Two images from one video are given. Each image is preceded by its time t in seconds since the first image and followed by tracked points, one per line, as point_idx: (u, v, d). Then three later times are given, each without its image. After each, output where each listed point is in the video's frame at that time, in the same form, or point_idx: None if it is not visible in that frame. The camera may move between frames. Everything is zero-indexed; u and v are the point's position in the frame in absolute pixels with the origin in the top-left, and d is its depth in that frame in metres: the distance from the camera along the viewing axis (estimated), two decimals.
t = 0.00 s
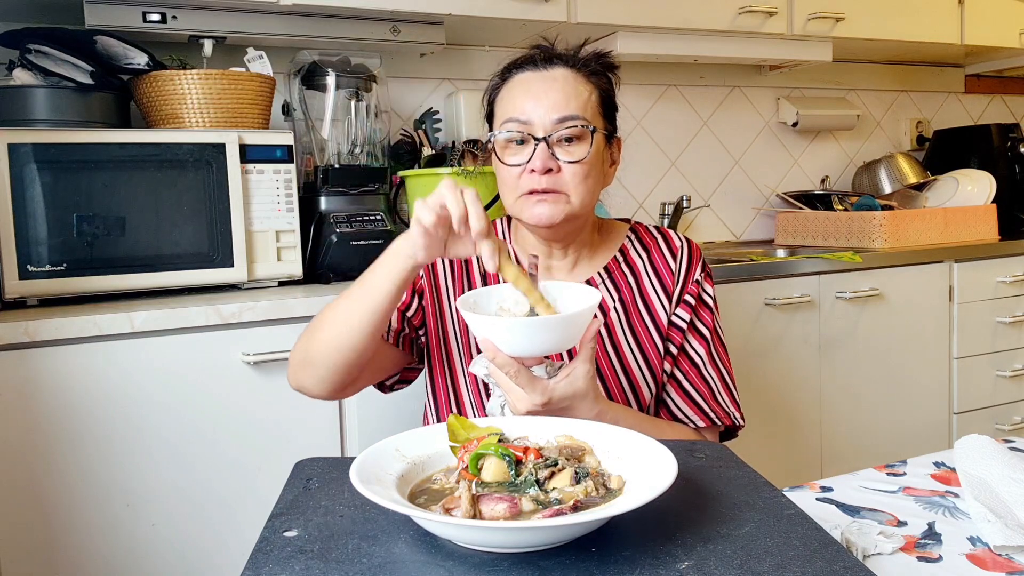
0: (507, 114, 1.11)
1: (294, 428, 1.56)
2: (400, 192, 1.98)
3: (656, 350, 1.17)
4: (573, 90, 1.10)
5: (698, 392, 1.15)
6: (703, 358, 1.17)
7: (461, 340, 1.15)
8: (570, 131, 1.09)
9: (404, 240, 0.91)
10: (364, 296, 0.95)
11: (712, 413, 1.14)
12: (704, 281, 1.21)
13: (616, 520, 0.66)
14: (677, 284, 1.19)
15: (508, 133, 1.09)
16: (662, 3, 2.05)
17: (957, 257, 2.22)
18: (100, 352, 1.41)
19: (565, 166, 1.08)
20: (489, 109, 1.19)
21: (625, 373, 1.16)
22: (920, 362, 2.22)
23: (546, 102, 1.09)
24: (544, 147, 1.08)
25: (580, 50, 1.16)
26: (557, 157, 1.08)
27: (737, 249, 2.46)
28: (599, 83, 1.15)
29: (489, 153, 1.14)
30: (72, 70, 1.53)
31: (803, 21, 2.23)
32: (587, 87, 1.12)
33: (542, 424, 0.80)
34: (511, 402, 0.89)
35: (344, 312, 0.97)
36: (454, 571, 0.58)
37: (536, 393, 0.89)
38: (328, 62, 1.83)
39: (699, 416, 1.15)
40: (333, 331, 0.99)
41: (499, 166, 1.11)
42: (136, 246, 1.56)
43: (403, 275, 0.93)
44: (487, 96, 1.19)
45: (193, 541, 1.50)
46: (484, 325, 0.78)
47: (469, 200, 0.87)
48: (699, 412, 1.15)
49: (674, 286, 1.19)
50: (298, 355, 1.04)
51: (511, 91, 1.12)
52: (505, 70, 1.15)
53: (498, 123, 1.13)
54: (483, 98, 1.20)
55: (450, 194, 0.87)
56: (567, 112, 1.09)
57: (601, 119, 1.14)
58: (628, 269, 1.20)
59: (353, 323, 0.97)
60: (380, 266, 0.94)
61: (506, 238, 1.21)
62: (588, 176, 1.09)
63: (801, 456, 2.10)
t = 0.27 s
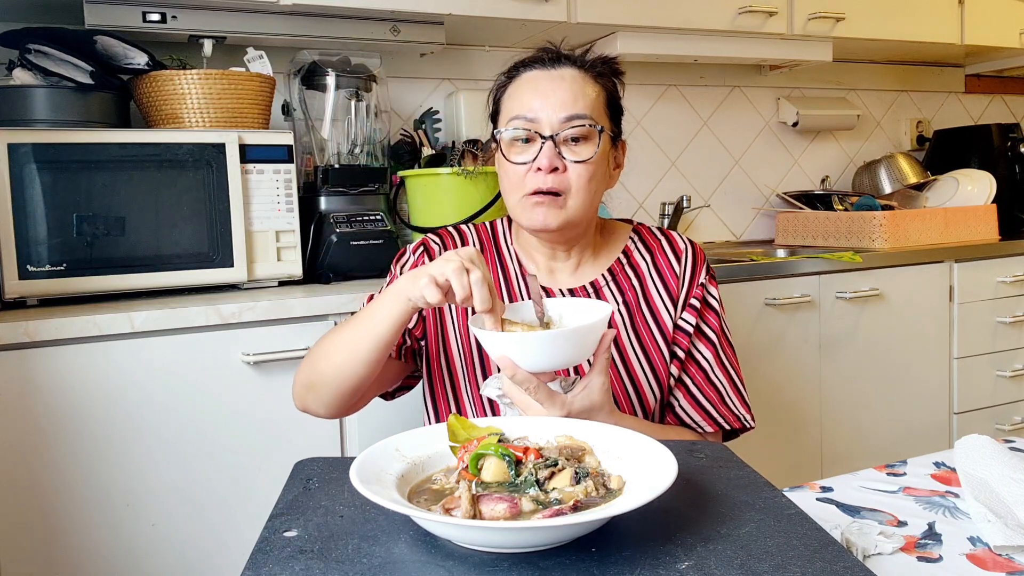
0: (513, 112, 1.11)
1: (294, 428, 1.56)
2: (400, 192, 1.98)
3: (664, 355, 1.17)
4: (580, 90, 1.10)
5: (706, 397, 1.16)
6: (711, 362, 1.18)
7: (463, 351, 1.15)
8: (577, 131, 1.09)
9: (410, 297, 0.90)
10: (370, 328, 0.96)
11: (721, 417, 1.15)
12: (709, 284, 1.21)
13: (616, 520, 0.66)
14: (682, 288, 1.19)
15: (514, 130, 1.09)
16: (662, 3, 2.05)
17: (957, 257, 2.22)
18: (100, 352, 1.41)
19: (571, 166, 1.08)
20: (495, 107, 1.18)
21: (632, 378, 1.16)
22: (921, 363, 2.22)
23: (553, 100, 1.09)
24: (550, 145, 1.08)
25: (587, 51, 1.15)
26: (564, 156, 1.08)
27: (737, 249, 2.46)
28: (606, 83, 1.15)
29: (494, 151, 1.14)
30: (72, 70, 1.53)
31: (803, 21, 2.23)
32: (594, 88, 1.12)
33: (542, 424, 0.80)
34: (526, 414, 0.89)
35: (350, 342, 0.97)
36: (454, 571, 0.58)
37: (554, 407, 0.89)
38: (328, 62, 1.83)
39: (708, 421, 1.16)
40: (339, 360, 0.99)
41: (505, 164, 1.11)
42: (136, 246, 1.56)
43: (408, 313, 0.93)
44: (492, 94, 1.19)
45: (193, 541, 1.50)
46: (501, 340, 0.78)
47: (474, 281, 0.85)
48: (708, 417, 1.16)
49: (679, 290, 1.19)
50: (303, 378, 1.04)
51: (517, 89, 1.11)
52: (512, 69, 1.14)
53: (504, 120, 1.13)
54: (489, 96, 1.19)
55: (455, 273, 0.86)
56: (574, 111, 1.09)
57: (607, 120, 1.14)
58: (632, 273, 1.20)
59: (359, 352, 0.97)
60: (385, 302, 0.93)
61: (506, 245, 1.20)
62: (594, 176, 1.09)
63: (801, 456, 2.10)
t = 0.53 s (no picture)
0: (518, 115, 1.10)
1: (293, 428, 1.56)
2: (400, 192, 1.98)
3: (666, 356, 1.17)
4: (586, 94, 1.10)
5: (707, 398, 1.16)
6: (713, 363, 1.18)
7: (466, 354, 1.15)
8: (583, 137, 1.08)
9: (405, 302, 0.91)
10: (371, 334, 0.96)
11: (723, 418, 1.15)
12: (711, 285, 1.21)
13: (616, 520, 0.66)
14: (684, 289, 1.19)
15: (518, 136, 1.08)
16: (662, 3, 2.05)
17: (957, 257, 2.22)
18: (100, 352, 1.41)
19: (576, 172, 1.07)
20: (499, 108, 1.18)
21: (635, 378, 1.15)
22: (921, 363, 2.22)
23: (558, 105, 1.09)
24: (556, 151, 1.07)
25: (593, 53, 1.16)
26: (569, 162, 1.07)
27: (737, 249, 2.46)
28: (611, 85, 1.15)
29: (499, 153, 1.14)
30: (72, 70, 1.53)
31: (803, 21, 2.23)
32: (600, 91, 1.12)
33: (542, 424, 0.80)
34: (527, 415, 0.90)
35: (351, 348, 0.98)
36: (454, 571, 0.58)
37: (555, 406, 0.89)
38: (328, 62, 1.84)
39: (709, 422, 1.15)
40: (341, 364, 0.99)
41: (509, 168, 1.11)
42: (136, 246, 1.56)
43: (409, 319, 0.93)
44: (496, 93, 1.19)
45: (192, 541, 1.50)
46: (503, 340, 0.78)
47: (468, 276, 0.85)
48: (709, 418, 1.16)
49: (682, 290, 1.19)
50: (305, 383, 1.04)
51: (523, 91, 1.11)
52: (516, 69, 1.14)
53: (508, 123, 1.12)
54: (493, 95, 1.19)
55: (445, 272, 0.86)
56: (580, 117, 1.08)
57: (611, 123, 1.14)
58: (635, 273, 1.20)
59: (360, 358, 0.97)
60: (385, 309, 0.94)
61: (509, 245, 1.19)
62: (599, 182, 1.09)
63: (801, 457, 2.10)
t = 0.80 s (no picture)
0: (520, 117, 1.10)
1: (293, 428, 1.56)
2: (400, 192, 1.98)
3: (667, 356, 1.17)
4: (588, 95, 1.10)
5: (707, 398, 1.17)
6: (713, 363, 1.18)
7: (468, 357, 1.14)
8: (585, 140, 1.08)
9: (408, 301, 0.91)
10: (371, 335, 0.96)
11: (723, 419, 1.15)
12: (712, 285, 1.21)
13: (616, 520, 0.66)
14: (685, 289, 1.19)
15: (520, 138, 1.08)
16: (662, 3, 2.05)
17: (957, 257, 2.22)
18: (100, 352, 1.41)
19: (578, 175, 1.08)
20: (501, 108, 1.18)
21: (635, 378, 1.15)
22: (921, 362, 2.22)
23: (560, 107, 1.09)
24: (557, 154, 1.07)
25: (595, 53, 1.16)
26: (571, 164, 1.07)
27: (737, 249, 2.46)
28: (613, 87, 1.15)
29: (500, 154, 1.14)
30: (72, 70, 1.53)
31: (803, 21, 2.23)
32: (602, 92, 1.12)
33: (542, 424, 0.80)
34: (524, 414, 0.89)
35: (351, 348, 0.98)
36: (454, 571, 0.58)
37: (552, 406, 0.89)
38: (328, 62, 1.83)
39: (710, 422, 1.15)
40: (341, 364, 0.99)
41: (511, 170, 1.11)
42: (136, 246, 1.56)
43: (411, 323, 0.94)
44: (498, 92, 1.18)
45: (192, 541, 1.50)
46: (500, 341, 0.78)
47: (469, 267, 0.86)
48: (709, 419, 1.15)
49: (683, 291, 1.19)
50: (305, 382, 1.04)
51: (525, 92, 1.11)
52: (519, 70, 1.14)
53: (510, 124, 1.12)
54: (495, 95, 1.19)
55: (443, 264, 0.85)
56: (582, 119, 1.08)
57: (613, 126, 1.14)
58: (636, 273, 1.20)
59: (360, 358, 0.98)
60: (387, 311, 0.94)
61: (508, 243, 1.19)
62: (600, 185, 1.09)
63: (801, 457, 2.10)
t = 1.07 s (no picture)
0: (524, 118, 1.10)
1: (293, 428, 1.56)
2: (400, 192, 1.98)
3: (669, 359, 1.17)
4: (593, 97, 1.10)
5: (708, 401, 1.17)
6: (715, 366, 1.18)
7: (470, 355, 1.13)
8: (588, 142, 1.08)
9: (408, 289, 0.91)
10: (368, 319, 0.95)
11: (724, 422, 1.15)
12: (714, 288, 1.21)
13: (616, 520, 0.66)
14: (688, 292, 1.19)
15: (524, 139, 1.09)
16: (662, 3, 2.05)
17: (957, 257, 2.22)
18: (100, 352, 1.41)
19: (581, 177, 1.08)
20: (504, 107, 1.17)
21: (637, 381, 1.15)
22: (921, 362, 2.22)
23: (565, 109, 1.08)
24: (561, 156, 1.07)
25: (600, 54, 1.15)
26: (574, 167, 1.07)
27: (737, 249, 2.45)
28: (618, 88, 1.15)
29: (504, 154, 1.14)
30: (72, 70, 1.53)
31: (803, 21, 2.23)
32: (607, 94, 1.12)
33: (542, 425, 0.80)
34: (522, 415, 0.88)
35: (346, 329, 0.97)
36: (454, 571, 0.58)
37: (551, 408, 0.89)
38: (328, 62, 1.83)
39: (710, 425, 1.15)
40: (335, 346, 0.98)
41: (514, 171, 1.11)
42: (136, 246, 1.56)
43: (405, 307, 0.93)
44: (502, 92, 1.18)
45: (192, 541, 1.50)
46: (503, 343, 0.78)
47: (468, 260, 0.86)
48: (710, 422, 1.16)
49: (685, 293, 1.19)
50: (299, 360, 1.03)
51: (529, 93, 1.11)
52: (523, 70, 1.13)
53: (514, 125, 1.12)
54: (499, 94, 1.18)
55: (443, 257, 0.86)
56: (586, 122, 1.08)
57: (617, 128, 1.13)
58: (639, 275, 1.20)
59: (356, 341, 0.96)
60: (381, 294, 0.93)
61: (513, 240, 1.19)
62: (604, 187, 1.09)
63: (801, 457, 2.10)
